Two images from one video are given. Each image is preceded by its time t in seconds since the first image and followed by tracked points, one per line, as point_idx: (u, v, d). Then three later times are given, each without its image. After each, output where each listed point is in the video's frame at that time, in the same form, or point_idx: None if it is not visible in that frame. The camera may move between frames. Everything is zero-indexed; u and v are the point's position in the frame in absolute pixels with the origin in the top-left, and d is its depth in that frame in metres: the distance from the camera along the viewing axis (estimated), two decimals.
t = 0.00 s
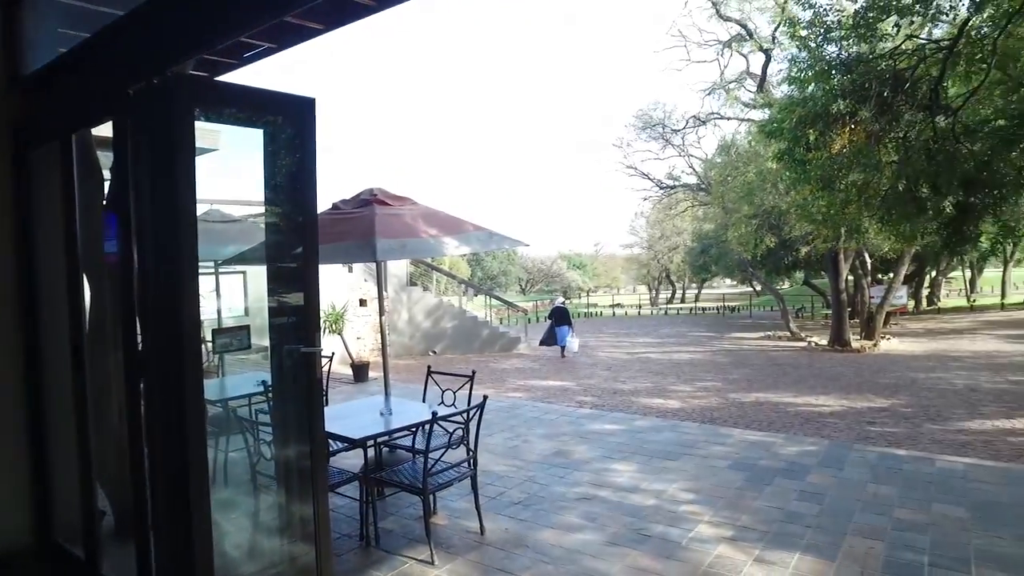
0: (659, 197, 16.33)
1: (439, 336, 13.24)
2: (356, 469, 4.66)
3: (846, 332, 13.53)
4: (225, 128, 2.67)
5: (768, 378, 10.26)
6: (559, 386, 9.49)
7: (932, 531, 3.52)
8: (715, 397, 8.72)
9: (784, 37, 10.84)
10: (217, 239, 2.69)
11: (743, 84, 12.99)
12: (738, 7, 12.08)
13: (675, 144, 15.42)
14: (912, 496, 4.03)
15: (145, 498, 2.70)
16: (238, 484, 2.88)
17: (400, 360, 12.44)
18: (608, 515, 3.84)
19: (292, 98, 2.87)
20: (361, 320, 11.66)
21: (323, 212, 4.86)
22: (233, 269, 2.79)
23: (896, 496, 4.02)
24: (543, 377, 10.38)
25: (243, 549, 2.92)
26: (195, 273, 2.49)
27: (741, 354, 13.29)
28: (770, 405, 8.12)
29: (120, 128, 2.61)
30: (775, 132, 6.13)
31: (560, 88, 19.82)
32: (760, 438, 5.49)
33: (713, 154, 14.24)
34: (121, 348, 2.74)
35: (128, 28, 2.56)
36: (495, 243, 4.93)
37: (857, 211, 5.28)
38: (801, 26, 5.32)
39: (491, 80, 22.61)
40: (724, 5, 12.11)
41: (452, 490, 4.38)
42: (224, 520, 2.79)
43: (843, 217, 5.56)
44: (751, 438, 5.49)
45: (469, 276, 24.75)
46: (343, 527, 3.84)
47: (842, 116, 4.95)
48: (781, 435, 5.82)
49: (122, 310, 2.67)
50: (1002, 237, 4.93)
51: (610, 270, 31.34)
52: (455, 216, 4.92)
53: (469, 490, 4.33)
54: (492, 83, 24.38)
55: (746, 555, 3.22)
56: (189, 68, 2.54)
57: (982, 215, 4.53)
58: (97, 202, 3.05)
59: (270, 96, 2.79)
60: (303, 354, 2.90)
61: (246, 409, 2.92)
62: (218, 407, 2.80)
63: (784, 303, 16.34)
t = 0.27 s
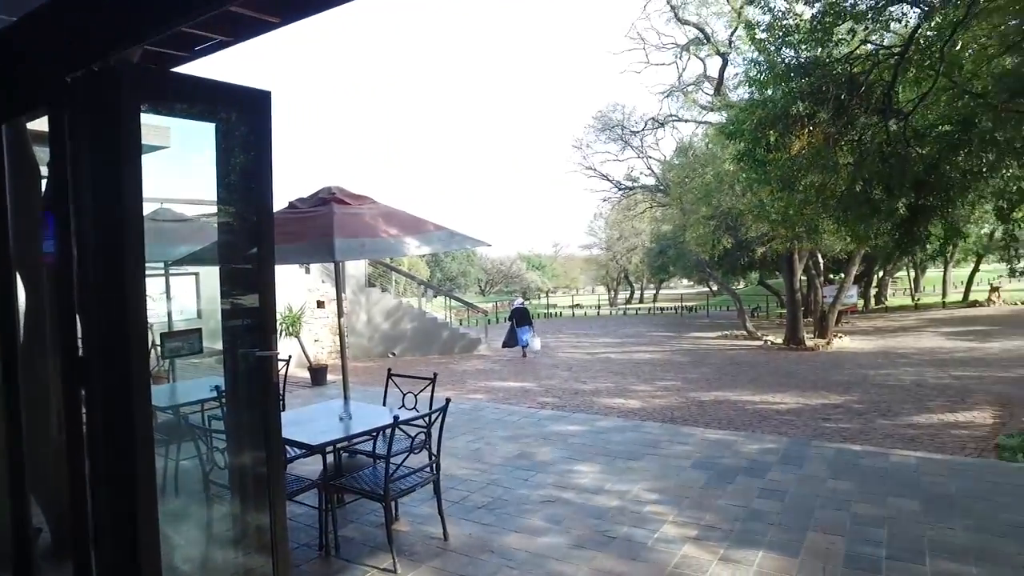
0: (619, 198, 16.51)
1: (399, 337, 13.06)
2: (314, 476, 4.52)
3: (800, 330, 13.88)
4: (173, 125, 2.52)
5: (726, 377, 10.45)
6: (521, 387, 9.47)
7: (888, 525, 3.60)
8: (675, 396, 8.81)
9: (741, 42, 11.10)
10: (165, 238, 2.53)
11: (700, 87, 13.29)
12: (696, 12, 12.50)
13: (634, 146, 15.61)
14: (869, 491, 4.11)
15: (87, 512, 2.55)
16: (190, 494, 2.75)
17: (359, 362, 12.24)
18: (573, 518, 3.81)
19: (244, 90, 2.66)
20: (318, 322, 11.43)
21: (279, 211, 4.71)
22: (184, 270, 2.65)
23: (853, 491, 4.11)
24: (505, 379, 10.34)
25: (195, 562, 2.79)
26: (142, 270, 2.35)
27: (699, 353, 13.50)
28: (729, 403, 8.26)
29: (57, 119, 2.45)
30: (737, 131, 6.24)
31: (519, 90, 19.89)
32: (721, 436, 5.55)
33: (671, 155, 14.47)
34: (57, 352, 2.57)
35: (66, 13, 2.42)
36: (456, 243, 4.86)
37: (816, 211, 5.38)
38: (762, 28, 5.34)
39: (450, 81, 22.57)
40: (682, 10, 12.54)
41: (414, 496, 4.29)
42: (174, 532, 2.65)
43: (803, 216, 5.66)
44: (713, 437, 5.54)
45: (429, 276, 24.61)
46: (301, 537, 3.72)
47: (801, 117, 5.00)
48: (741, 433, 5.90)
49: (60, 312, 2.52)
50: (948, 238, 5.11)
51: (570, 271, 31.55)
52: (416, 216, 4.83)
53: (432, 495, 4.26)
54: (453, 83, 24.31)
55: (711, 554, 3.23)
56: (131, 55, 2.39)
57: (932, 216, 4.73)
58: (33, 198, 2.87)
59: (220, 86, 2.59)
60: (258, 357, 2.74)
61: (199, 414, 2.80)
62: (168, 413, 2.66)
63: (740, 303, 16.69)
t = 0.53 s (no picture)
0: (588, 199, 16.58)
1: (367, 339, 12.90)
2: (281, 483, 4.40)
3: (766, 330, 14.10)
4: (132, 120, 2.40)
5: (695, 377, 10.56)
6: (492, 388, 9.42)
7: (857, 521, 3.65)
8: (645, 396, 8.86)
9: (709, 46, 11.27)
10: (124, 237, 2.42)
11: (670, 90, 13.49)
12: (664, 14, 12.65)
13: (603, 148, 15.69)
14: (837, 488, 4.17)
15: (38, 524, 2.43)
16: (150, 505, 2.63)
17: (327, 364, 12.05)
18: (546, 521, 3.78)
19: (206, 84, 2.56)
20: (285, 323, 11.23)
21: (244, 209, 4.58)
22: (146, 272, 2.53)
23: (823, 489, 4.16)
24: (476, 380, 10.28)
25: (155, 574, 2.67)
26: (96, 270, 2.22)
27: (668, 353, 13.62)
28: (698, 403, 8.33)
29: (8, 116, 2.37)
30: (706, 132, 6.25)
31: (489, 91, 19.90)
32: (692, 436, 5.58)
33: (640, 157, 14.58)
34: (5, 355, 2.44)
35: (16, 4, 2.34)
36: (426, 243, 4.78)
37: (785, 213, 5.46)
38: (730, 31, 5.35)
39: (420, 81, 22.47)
40: (651, 12, 12.68)
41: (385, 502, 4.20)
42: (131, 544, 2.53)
43: (773, 218, 5.74)
44: (684, 437, 5.57)
45: (398, 277, 24.42)
46: (266, 545, 3.61)
47: (770, 119, 5.00)
48: (711, 433, 5.94)
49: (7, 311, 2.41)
50: (911, 240, 5.28)
51: (540, 271, 31.60)
52: (384, 216, 4.75)
53: (401, 500, 4.18)
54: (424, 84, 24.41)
55: (685, 555, 3.23)
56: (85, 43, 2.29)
57: (895, 218, 4.89)
58: None
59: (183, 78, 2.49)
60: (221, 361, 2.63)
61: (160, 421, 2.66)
62: (127, 421, 2.53)
63: (707, 303, 16.89)
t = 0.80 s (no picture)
0: (556, 200, 16.60)
1: (334, 341, 12.69)
2: (244, 492, 4.26)
3: (732, 330, 14.29)
4: (88, 117, 2.30)
5: (662, 376, 10.64)
6: (460, 391, 9.34)
7: (825, 520, 3.70)
8: (614, 397, 8.87)
9: (677, 48, 11.39)
10: (75, 238, 2.31)
11: (637, 91, 13.59)
12: (632, 16, 12.73)
13: (571, 148, 15.74)
14: (805, 487, 4.22)
15: None
16: (102, 518, 2.49)
17: (292, 367, 11.81)
18: (517, 526, 3.73)
19: (160, 78, 2.44)
20: (248, 326, 10.98)
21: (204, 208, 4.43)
22: (103, 273, 2.41)
23: (792, 488, 4.20)
24: (444, 382, 10.19)
25: None
26: (40, 268, 2.09)
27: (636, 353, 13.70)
28: (667, 403, 8.38)
29: None
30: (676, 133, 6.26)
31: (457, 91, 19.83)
32: (661, 437, 5.59)
33: (608, 158, 14.66)
34: None
35: None
36: (393, 244, 4.68)
37: (754, 214, 5.50)
38: (699, 32, 5.38)
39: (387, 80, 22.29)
40: (619, 14, 12.76)
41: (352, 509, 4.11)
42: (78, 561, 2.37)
43: (743, 219, 5.77)
44: (653, 438, 5.58)
45: (365, 278, 24.14)
46: (228, 557, 3.49)
47: (739, 120, 5.01)
48: (680, 433, 5.96)
49: None
50: (875, 242, 5.37)
51: (508, 272, 31.59)
52: (350, 216, 4.64)
53: (370, 507, 4.09)
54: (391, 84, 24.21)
55: (658, 558, 3.22)
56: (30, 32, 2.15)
57: (860, 218, 4.92)
58: None
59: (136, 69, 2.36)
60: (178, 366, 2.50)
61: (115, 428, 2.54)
62: (77, 431, 2.41)
63: (674, 303, 17.06)
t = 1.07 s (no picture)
0: (532, 200, 16.57)
1: (307, 343, 12.49)
2: (213, 501, 4.13)
3: (708, 330, 14.39)
4: (49, 111, 2.18)
5: (639, 377, 10.67)
6: (437, 392, 9.25)
7: (804, 520, 3.70)
8: (592, 397, 8.85)
9: (654, 50, 11.44)
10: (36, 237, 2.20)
11: (612, 92, 13.64)
12: (607, 17, 12.75)
13: (547, 149, 15.72)
14: (783, 487, 4.22)
15: None
16: (60, 530, 2.35)
17: (264, 370, 11.59)
18: (496, 530, 3.67)
19: (126, 71, 2.33)
20: (219, 328, 10.76)
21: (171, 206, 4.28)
22: (66, 274, 2.27)
23: (771, 488, 4.20)
24: (421, 384, 10.08)
25: None
26: None
27: (612, 353, 13.72)
28: (644, 403, 8.38)
29: None
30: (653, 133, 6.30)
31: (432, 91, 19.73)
32: (640, 437, 5.57)
33: (583, 158, 14.67)
34: None
35: None
36: (367, 244, 4.57)
37: (731, 214, 5.51)
38: (676, 32, 5.44)
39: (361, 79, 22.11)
40: (595, 14, 12.77)
41: (325, 517, 3.99)
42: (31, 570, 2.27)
43: (721, 220, 5.77)
44: (632, 439, 5.56)
45: (339, 279, 23.86)
46: (196, 568, 3.36)
47: (717, 119, 5.02)
48: (659, 434, 5.95)
49: None
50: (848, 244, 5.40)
51: (484, 273, 31.51)
52: (323, 216, 4.53)
53: (344, 513, 3.98)
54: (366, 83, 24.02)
55: (639, 562, 3.19)
56: None
57: (834, 220, 4.85)
58: None
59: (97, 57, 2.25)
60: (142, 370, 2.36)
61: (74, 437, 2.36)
62: (33, 439, 2.28)
63: (650, 303, 17.14)
